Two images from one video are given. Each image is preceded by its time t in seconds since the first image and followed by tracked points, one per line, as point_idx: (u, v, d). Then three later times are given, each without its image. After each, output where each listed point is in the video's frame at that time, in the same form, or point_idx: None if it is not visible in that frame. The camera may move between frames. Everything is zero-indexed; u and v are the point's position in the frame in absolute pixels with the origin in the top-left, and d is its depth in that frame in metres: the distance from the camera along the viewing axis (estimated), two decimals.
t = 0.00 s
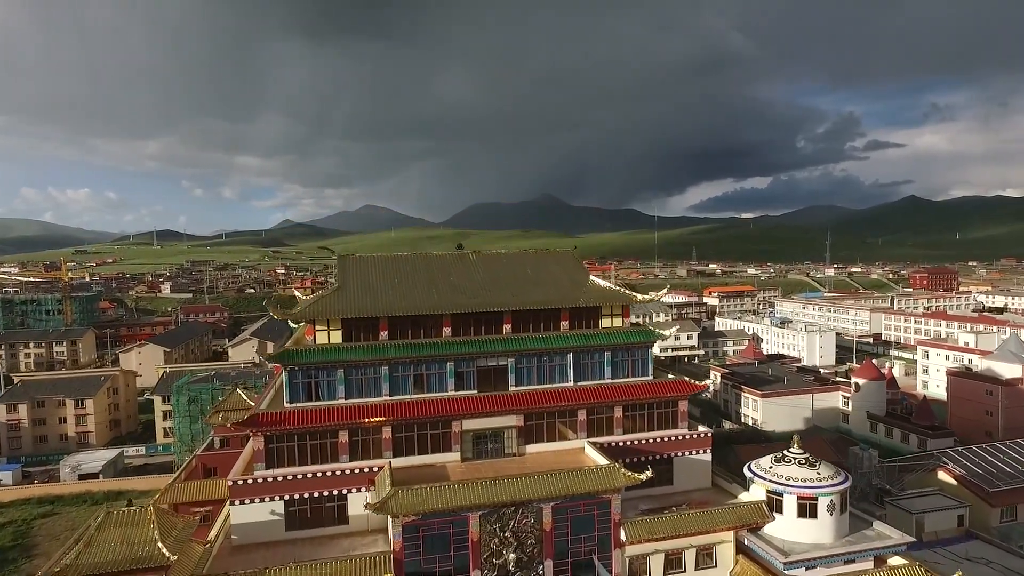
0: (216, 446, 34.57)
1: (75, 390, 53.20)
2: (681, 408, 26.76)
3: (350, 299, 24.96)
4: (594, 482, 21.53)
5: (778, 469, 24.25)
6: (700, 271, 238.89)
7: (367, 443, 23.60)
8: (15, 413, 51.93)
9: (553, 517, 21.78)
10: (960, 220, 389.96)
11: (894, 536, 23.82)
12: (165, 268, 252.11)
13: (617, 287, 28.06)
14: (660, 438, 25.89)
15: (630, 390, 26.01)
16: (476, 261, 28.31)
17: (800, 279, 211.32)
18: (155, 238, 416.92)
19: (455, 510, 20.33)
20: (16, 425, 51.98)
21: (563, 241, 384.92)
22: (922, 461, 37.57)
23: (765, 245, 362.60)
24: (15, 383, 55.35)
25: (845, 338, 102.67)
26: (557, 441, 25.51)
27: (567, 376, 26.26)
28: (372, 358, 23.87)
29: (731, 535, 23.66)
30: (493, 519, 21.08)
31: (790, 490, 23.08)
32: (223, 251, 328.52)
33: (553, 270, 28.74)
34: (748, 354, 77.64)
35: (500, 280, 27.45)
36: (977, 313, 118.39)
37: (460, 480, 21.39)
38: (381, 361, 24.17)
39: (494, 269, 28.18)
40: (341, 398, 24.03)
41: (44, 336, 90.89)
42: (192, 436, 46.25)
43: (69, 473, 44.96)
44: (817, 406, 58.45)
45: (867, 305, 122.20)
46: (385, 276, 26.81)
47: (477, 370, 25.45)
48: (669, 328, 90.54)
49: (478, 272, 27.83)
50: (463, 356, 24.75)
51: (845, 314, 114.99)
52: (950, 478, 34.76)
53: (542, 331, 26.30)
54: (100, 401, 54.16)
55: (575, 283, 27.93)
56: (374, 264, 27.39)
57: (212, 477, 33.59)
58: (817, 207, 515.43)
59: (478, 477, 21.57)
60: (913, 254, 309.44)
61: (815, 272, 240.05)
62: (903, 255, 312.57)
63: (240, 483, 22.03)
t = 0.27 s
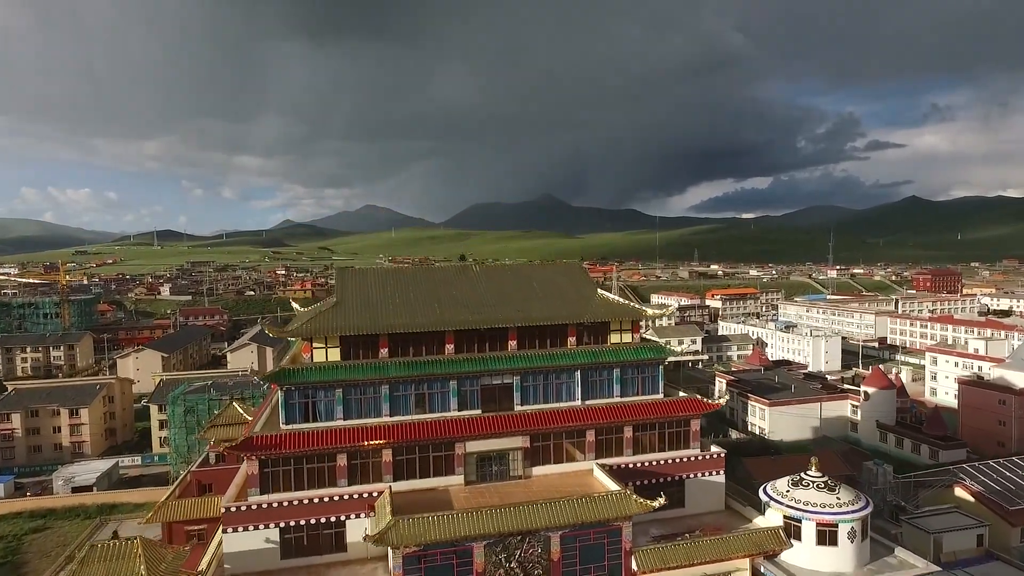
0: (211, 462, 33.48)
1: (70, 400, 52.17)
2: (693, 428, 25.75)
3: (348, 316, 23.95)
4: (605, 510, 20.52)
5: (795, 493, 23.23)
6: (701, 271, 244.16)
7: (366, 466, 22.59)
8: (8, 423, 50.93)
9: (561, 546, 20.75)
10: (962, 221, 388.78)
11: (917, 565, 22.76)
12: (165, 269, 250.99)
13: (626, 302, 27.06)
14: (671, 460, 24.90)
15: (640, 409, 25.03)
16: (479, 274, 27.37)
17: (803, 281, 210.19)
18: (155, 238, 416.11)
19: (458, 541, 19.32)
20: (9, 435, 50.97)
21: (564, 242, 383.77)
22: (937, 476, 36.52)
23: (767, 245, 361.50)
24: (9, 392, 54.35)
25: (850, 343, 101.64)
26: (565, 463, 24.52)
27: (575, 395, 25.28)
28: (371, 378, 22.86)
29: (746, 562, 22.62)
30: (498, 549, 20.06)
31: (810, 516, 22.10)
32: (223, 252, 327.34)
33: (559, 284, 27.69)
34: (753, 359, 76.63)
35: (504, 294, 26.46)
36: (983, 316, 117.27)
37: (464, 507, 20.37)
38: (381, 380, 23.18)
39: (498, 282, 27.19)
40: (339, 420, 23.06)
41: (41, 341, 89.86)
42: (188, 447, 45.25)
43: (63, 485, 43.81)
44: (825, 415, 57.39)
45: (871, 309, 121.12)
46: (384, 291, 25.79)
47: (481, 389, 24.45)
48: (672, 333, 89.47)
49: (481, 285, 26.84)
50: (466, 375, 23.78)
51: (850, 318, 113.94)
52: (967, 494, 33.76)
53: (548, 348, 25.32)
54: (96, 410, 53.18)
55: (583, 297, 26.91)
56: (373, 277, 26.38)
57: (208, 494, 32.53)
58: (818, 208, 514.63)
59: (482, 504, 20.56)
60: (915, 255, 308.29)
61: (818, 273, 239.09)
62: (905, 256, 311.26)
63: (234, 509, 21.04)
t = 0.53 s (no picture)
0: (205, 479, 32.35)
1: (63, 409, 51.04)
2: (706, 449, 24.68)
3: (345, 334, 22.87)
4: (615, 541, 19.45)
5: (813, 520, 22.14)
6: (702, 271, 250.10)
7: (364, 492, 21.55)
8: None
9: None
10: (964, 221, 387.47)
11: None
12: (164, 270, 249.55)
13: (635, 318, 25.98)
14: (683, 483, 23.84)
15: (650, 430, 23.97)
16: (482, 288, 26.29)
17: (805, 283, 208.28)
18: (155, 239, 414.74)
19: None
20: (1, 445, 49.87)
21: (565, 242, 382.38)
22: (954, 492, 35.42)
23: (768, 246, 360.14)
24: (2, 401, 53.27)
25: (855, 347, 100.48)
26: (572, 487, 23.47)
27: (583, 416, 24.22)
28: (370, 399, 21.79)
29: None
30: None
31: (832, 545, 21.03)
32: (223, 253, 325.93)
33: (565, 298, 26.58)
34: (758, 366, 75.51)
35: (509, 309, 25.41)
36: (989, 320, 116.05)
37: (467, 539, 19.29)
38: (380, 402, 22.10)
39: (503, 296, 26.15)
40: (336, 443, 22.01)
41: (37, 345, 88.68)
42: (183, 460, 44.16)
43: (55, 499, 42.50)
44: (833, 424, 56.30)
45: (876, 312, 119.91)
46: (383, 306, 24.71)
47: (485, 410, 23.37)
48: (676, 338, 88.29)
49: (485, 299, 25.79)
50: (469, 396, 22.70)
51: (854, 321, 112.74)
52: (985, 512, 32.69)
53: (555, 367, 24.23)
54: (90, 420, 52.07)
55: (590, 312, 25.82)
56: (371, 292, 25.28)
57: (201, 513, 31.35)
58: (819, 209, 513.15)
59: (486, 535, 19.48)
60: (917, 257, 306.91)
61: (820, 275, 237.86)
62: (907, 257, 309.87)
63: (225, 540, 20.01)
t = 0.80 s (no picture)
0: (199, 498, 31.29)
1: (55, 420, 49.90)
2: (720, 473, 23.58)
3: (342, 354, 21.78)
4: None
5: (835, 551, 20.97)
6: (700, 271, 260.45)
7: (362, 522, 20.45)
8: None
9: None
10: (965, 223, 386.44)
11: None
12: (163, 272, 248.25)
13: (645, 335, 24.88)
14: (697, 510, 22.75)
15: (662, 454, 22.89)
16: (486, 304, 25.20)
17: (807, 285, 207.08)
18: (154, 240, 413.48)
19: None
20: None
21: (565, 244, 381.19)
22: (972, 510, 34.33)
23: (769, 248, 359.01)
24: None
25: (860, 352, 99.37)
26: (581, 513, 22.37)
27: (591, 438, 23.13)
28: (368, 424, 20.69)
29: None
30: None
31: None
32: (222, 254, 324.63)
33: (573, 314, 25.48)
34: (764, 372, 74.39)
35: (514, 325, 24.32)
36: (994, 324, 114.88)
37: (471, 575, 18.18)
38: (379, 426, 21.00)
39: (507, 311, 25.03)
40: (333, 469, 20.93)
41: (32, 351, 87.49)
42: (178, 473, 43.08)
43: (46, 514, 41.26)
44: (842, 434, 55.19)
45: (880, 316, 118.77)
46: (382, 323, 23.61)
47: (489, 433, 22.28)
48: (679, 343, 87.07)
49: (489, 315, 24.67)
50: (473, 418, 21.62)
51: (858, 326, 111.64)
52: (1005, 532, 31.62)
53: (562, 387, 23.15)
54: (83, 431, 50.97)
55: (598, 329, 24.72)
56: (370, 308, 24.19)
57: (194, 534, 30.21)
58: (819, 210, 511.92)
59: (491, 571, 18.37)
60: (919, 258, 305.82)
61: (822, 277, 236.72)
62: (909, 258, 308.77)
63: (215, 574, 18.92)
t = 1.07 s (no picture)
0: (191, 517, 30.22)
1: (47, 431, 48.74)
2: (735, 498, 22.45)
3: (338, 376, 20.66)
4: None
5: None
6: (700, 271, 266.78)
7: (359, 553, 19.35)
8: None
9: None
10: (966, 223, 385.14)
11: None
12: (162, 274, 246.97)
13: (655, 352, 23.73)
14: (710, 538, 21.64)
15: (674, 479, 21.77)
16: (488, 319, 24.06)
17: (809, 286, 205.79)
18: (153, 241, 412.21)
19: None
20: None
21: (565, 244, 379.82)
22: (990, 528, 33.26)
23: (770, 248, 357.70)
24: None
25: (865, 356, 98.21)
26: (589, 542, 21.27)
27: (600, 462, 22.02)
28: (365, 449, 19.58)
29: None
30: None
31: None
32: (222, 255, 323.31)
33: (579, 329, 24.34)
34: (769, 378, 73.22)
35: (519, 342, 23.21)
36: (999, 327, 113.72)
37: None
38: (376, 452, 19.89)
39: (511, 327, 23.92)
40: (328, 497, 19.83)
41: (27, 356, 86.31)
42: (171, 486, 41.95)
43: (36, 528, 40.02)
44: (851, 444, 54.05)
45: (885, 319, 117.50)
46: (380, 341, 22.48)
47: (492, 457, 21.17)
48: (683, 348, 85.93)
49: (492, 331, 23.57)
50: (475, 443, 20.50)
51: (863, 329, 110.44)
52: None
53: (569, 408, 22.03)
54: (76, 441, 49.82)
55: (606, 346, 23.57)
56: (367, 324, 23.06)
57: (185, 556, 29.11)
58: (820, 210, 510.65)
59: None
60: (921, 259, 304.55)
61: (824, 278, 235.43)
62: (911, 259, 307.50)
63: None
